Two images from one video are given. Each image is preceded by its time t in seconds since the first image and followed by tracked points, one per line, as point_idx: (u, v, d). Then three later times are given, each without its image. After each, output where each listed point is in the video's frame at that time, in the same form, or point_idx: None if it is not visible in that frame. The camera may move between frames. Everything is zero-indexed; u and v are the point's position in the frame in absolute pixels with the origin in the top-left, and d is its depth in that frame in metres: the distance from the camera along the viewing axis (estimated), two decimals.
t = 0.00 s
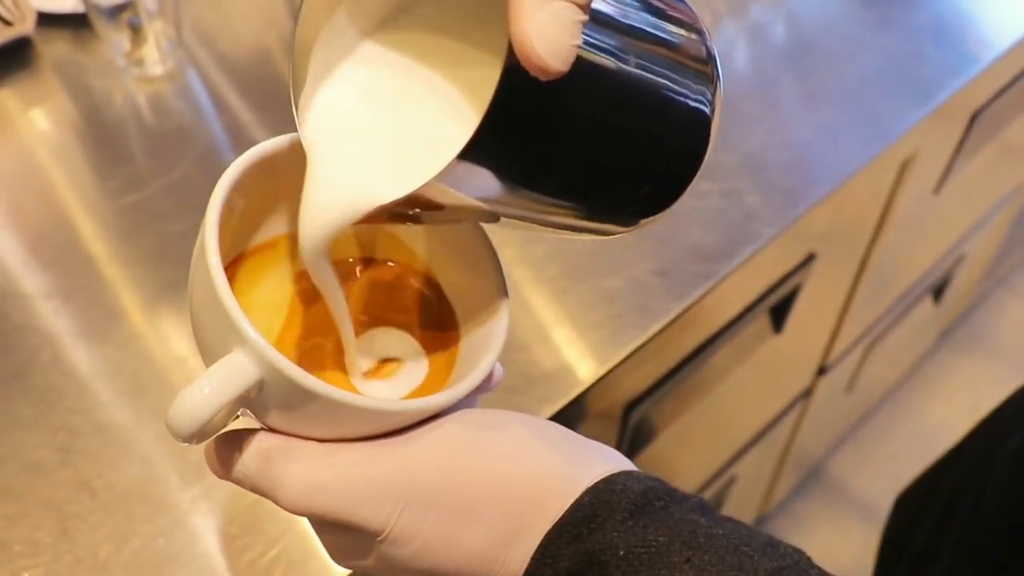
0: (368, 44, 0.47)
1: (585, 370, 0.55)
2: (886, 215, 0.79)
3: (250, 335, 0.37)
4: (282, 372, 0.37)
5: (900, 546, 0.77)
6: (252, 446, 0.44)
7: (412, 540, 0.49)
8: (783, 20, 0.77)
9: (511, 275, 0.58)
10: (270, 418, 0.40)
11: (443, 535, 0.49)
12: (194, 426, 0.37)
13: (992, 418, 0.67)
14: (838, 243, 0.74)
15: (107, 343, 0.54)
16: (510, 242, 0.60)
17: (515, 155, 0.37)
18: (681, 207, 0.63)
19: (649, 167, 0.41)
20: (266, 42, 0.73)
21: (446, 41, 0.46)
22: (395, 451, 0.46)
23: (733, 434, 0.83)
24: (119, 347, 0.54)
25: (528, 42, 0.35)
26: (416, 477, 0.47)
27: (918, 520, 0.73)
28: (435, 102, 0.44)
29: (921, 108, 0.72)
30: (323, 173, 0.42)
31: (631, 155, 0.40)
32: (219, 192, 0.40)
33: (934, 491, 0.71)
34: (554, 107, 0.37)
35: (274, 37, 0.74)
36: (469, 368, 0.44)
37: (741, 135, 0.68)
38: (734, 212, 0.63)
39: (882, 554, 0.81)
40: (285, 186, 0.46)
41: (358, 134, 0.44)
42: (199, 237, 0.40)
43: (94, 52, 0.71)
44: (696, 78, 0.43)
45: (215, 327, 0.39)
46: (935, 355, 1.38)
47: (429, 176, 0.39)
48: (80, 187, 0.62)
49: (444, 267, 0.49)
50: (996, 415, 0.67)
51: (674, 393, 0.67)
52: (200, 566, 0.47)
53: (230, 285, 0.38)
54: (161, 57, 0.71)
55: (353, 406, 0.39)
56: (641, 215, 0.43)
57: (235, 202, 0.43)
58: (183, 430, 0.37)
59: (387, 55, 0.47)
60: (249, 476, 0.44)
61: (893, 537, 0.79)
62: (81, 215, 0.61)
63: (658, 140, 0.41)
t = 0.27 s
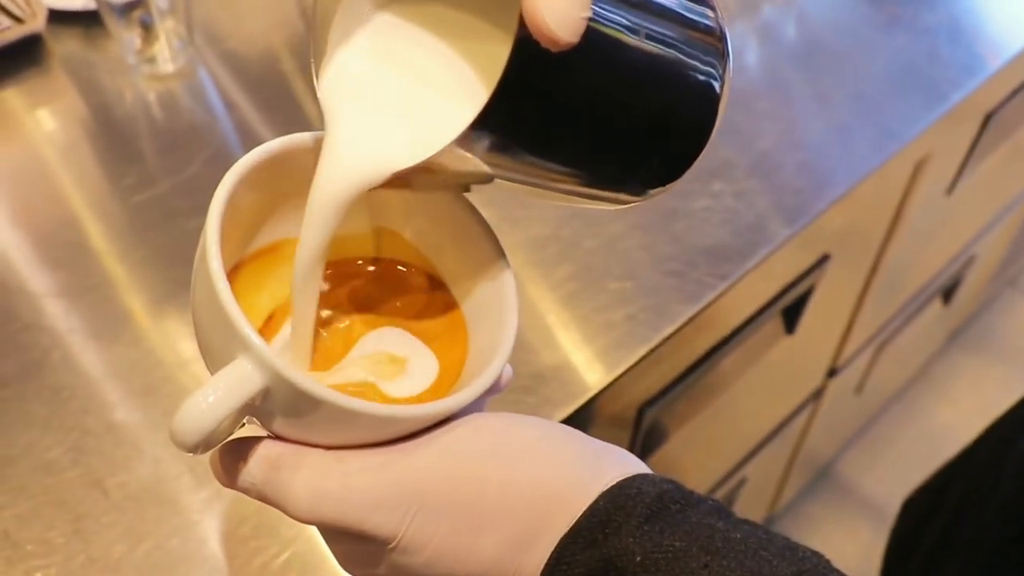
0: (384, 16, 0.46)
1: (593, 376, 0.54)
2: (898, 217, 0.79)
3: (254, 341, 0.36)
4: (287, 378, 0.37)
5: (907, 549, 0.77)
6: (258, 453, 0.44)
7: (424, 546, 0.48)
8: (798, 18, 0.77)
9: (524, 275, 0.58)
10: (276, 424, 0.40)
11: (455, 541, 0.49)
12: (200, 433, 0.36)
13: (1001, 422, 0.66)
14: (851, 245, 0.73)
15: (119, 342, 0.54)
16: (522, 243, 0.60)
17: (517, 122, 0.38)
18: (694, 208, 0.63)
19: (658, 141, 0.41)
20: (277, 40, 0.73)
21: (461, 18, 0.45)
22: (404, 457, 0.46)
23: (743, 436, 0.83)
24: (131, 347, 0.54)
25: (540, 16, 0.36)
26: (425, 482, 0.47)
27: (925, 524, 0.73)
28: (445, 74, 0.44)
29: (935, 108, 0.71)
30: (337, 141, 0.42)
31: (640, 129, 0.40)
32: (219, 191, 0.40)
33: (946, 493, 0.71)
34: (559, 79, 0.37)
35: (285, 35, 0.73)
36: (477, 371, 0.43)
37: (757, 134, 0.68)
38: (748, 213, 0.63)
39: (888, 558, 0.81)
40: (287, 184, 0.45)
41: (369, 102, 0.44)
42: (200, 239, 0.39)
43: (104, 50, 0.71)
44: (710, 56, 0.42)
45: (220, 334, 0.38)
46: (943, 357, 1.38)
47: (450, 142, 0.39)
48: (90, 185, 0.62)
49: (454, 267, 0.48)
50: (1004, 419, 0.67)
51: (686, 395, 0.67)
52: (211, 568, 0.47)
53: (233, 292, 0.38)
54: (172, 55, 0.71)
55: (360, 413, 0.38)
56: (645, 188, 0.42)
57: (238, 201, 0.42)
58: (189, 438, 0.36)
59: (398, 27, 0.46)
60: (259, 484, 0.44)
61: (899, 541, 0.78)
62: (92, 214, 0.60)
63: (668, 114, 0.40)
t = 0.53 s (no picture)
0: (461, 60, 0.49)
1: (601, 380, 0.54)
2: (909, 218, 0.78)
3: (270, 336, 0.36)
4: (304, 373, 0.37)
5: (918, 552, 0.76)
6: (274, 448, 0.44)
7: (441, 538, 0.49)
8: (810, 19, 0.77)
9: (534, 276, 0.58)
10: (291, 418, 0.40)
11: (471, 535, 0.49)
12: (216, 430, 0.36)
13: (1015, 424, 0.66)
14: (861, 246, 0.73)
15: (129, 341, 0.54)
16: (532, 244, 0.60)
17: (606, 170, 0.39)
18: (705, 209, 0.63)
19: (737, 157, 0.41)
20: (287, 40, 0.73)
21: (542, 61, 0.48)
22: (419, 451, 0.46)
23: (751, 437, 0.83)
24: (141, 346, 0.54)
25: (630, 61, 0.36)
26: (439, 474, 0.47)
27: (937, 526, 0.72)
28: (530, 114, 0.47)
29: (948, 110, 0.71)
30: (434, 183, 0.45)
31: (718, 152, 0.41)
32: (237, 187, 0.40)
33: (956, 495, 0.70)
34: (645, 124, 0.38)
35: (295, 35, 0.73)
36: (492, 365, 0.43)
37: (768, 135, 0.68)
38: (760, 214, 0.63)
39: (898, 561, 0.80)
40: (302, 179, 0.45)
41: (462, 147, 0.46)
42: (217, 235, 0.39)
43: (114, 48, 0.71)
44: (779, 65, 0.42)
45: (236, 330, 0.38)
46: (949, 360, 1.37)
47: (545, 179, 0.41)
48: (100, 184, 0.62)
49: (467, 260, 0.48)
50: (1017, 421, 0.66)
51: (696, 396, 0.67)
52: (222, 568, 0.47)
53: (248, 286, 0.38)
54: (182, 53, 0.71)
55: (375, 407, 0.38)
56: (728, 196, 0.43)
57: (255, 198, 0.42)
58: (206, 435, 0.36)
59: (478, 71, 0.49)
60: (275, 479, 0.44)
61: (911, 543, 0.78)
62: (102, 212, 0.60)
63: (746, 132, 0.41)
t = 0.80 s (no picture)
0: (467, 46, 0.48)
1: (608, 385, 0.54)
2: (919, 220, 0.78)
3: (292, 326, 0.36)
4: (326, 363, 0.36)
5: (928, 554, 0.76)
6: (295, 440, 0.44)
7: (457, 531, 0.48)
8: (821, 20, 0.76)
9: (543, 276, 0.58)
10: (310, 409, 0.40)
11: (488, 528, 0.49)
12: (237, 416, 0.36)
13: None
14: (871, 248, 0.73)
15: (137, 340, 0.54)
16: (542, 244, 0.59)
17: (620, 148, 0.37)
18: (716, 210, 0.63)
19: (756, 155, 0.40)
20: (295, 39, 0.73)
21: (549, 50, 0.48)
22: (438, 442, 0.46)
23: (759, 439, 0.82)
24: (150, 345, 0.54)
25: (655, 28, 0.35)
26: (456, 468, 0.47)
27: (947, 528, 0.72)
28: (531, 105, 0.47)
29: (959, 111, 0.71)
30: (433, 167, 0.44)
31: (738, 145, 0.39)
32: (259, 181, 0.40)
33: (966, 497, 0.70)
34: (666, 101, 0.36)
35: (303, 34, 0.73)
36: (511, 357, 0.43)
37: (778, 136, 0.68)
38: (772, 214, 0.63)
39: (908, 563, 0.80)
40: (321, 171, 0.45)
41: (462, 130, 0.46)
42: (239, 226, 0.39)
43: (122, 47, 0.71)
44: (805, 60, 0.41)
45: (257, 322, 0.38)
46: (955, 362, 1.37)
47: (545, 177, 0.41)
48: (108, 182, 0.62)
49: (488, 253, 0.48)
50: None
51: (705, 398, 0.67)
52: (231, 568, 0.47)
53: (269, 275, 0.37)
54: (190, 52, 0.70)
55: (396, 397, 0.38)
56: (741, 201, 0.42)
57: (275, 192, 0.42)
58: (227, 421, 0.36)
59: (483, 53, 0.48)
60: (294, 469, 0.44)
61: (920, 544, 0.78)
62: (109, 212, 0.60)
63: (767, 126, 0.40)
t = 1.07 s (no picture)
0: None
1: (613, 388, 0.54)
2: (926, 222, 0.78)
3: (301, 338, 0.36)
4: (335, 374, 0.36)
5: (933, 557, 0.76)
6: (304, 451, 0.43)
7: (467, 543, 0.48)
8: (828, 22, 0.76)
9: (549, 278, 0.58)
10: (318, 421, 0.39)
11: (500, 540, 0.48)
12: (243, 430, 0.36)
13: None
14: (878, 250, 0.73)
15: (143, 340, 0.54)
16: (548, 246, 0.59)
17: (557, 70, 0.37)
18: (723, 211, 0.63)
19: (709, 102, 0.38)
20: (301, 39, 0.73)
21: None
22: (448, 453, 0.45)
23: (765, 441, 0.82)
24: (155, 345, 0.54)
25: None
26: (466, 479, 0.46)
27: (953, 531, 0.72)
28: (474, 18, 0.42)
29: (967, 112, 0.71)
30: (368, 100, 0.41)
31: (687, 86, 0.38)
32: (262, 201, 0.39)
33: (973, 501, 0.70)
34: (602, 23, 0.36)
35: (310, 33, 0.73)
36: (520, 366, 0.42)
37: (785, 138, 0.68)
38: (778, 216, 0.63)
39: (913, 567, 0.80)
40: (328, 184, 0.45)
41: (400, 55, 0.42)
42: (245, 241, 0.39)
43: (129, 47, 0.71)
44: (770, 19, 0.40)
45: (265, 334, 0.38)
46: (961, 364, 1.37)
47: (478, 104, 0.38)
48: (114, 181, 0.62)
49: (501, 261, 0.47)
50: None
51: (711, 400, 0.66)
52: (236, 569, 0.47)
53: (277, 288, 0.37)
54: (196, 52, 0.70)
55: (404, 407, 0.38)
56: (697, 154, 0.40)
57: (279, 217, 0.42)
58: (233, 435, 0.36)
59: None
60: (303, 480, 0.44)
61: (926, 548, 0.78)
62: (115, 211, 0.60)
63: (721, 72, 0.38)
